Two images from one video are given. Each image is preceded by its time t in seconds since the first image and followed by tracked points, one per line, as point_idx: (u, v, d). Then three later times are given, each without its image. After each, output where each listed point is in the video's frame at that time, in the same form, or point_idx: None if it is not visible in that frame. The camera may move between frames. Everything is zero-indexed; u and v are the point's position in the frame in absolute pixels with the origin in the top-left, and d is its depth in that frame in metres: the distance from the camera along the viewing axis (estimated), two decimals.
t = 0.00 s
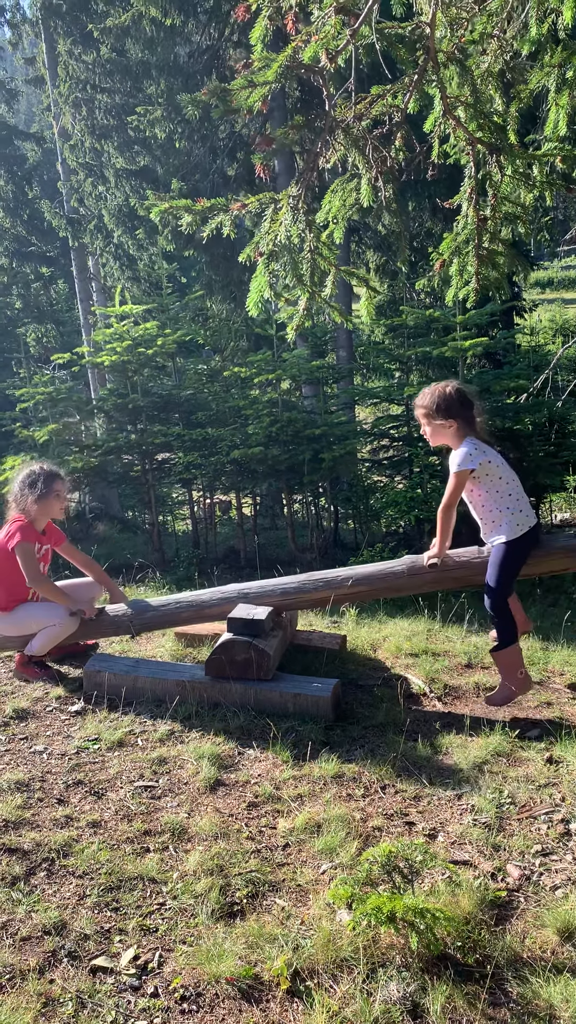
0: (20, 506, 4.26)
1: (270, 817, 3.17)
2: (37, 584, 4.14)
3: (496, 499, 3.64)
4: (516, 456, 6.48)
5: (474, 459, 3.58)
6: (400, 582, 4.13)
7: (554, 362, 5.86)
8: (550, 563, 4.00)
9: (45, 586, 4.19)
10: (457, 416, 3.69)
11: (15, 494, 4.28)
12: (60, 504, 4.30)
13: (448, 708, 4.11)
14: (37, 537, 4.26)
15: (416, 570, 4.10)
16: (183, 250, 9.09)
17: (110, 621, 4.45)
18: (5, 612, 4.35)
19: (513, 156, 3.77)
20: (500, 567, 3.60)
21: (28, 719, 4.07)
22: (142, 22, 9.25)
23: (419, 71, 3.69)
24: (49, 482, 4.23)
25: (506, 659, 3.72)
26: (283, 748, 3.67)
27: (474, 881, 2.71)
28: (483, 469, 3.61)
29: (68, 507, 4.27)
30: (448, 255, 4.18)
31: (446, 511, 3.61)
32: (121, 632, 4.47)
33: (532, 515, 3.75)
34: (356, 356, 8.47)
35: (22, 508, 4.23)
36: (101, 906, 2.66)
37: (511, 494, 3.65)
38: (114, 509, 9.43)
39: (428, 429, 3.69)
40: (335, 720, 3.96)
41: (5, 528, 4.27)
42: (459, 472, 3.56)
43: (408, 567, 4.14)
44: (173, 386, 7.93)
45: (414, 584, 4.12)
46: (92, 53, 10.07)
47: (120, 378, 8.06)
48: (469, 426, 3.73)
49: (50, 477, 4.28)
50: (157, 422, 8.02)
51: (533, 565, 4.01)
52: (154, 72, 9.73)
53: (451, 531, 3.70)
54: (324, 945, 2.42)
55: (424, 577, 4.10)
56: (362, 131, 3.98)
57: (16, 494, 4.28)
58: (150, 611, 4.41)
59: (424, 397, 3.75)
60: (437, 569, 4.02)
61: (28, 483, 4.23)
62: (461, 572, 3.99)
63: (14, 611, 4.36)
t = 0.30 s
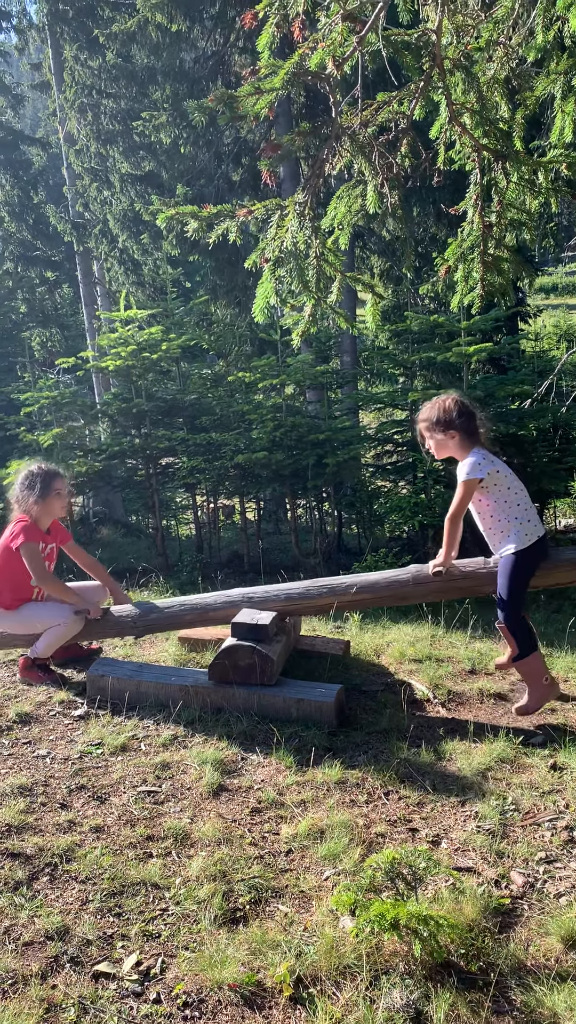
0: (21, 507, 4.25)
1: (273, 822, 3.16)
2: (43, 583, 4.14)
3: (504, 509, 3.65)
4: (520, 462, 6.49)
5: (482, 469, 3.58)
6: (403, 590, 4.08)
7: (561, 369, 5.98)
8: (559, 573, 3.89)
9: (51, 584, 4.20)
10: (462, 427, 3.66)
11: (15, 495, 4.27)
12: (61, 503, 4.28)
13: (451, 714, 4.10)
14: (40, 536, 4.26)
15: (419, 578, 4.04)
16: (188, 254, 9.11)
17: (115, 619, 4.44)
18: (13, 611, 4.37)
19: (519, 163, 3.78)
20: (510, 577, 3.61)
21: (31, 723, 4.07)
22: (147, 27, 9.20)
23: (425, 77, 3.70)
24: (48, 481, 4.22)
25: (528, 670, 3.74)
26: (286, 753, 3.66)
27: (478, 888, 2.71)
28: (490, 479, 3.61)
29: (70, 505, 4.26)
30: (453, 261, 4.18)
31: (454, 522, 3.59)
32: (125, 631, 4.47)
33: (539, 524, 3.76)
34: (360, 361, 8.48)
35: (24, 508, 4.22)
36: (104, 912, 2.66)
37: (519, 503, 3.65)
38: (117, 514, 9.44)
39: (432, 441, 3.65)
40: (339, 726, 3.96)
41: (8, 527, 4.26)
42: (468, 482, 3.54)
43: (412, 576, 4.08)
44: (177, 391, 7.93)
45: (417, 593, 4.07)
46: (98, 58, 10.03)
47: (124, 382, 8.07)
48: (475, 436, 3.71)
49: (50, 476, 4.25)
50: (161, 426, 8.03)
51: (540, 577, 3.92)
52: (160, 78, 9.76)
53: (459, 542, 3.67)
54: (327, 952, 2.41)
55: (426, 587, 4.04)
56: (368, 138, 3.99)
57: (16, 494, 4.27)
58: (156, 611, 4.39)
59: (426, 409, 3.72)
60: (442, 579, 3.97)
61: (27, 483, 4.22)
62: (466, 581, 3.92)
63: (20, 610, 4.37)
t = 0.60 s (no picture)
0: (35, 476, 4.29)
1: (275, 824, 3.16)
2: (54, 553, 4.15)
3: (524, 545, 3.58)
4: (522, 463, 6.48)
5: (505, 504, 3.52)
6: (409, 614, 4.02)
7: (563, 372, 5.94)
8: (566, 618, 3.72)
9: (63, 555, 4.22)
10: (488, 460, 3.63)
11: (30, 464, 4.31)
12: (74, 476, 4.32)
13: (454, 716, 4.09)
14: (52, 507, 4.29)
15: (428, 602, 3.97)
16: (190, 256, 9.12)
17: (120, 600, 4.44)
18: (21, 583, 4.39)
19: (520, 163, 3.78)
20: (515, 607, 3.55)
21: (33, 725, 4.08)
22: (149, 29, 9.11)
23: (426, 78, 3.69)
24: (62, 452, 4.24)
25: (530, 680, 3.70)
26: (288, 754, 3.66)
27: (480, 891, 2.70)
28: (512, 513, 3.54)
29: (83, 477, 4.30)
30: (454, 262, 4.17)
31: (471, 552, 3.56)
32: (127, 616, 4.45)
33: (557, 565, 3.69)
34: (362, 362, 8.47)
35: (37, 479, 4.26)
36: (106, 913, 2.66)
37: (538, 542, 3.58)
38: (120, 515, 9.45)
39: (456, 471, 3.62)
40: (341, 727, 3.95)
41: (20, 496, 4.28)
42: (490, 513, 3.48)
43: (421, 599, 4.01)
44: (179, 392, 7.93)
45: (423, 617, 4.00)
46: (99, 60, 9.99)
47: (126, 384, 8.07)
48: (499, 471, 3.67)
49: (64, 447, 4.28)
50: (164, 428, 8.04)
51: (545, 617, 3.76)
52: (161, 79, 9.71)
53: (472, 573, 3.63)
54: (329, 954, 2.41)
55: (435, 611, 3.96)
56: (368, 138, 3.99)
57: (31, 464, 4.31)
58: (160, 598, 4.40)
59: (454, 438, 3.70)
60: (451, 606, 3.88)
61: (42, 454, 4.25)
62: (474, 611, 3.83)
63: (30, 581, 4.39)
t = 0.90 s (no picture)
0: (49, 440, 4.27)
1: (275, 821, 3.16)
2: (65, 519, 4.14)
3: (533, 584, 3.60)
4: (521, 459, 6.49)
5: (521, 539, 3.53)
6: (411, 635, 4.05)
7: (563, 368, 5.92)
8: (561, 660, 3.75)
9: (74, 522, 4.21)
10: (513, 494, 3.63)
11: (45, 426, 4.30)
12: (88, 443, 4.29)
13: (453, 711, 4.10)
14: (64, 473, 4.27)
15: (431, 625, 4.00)
16: (188, 253, 9.09)
17: (125, 574, 4.43)
18: (29, 546, 4.38)
19: (516, 156, 3.77)
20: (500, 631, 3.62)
21: (32, 722, 4.08)
22: (146, 26, 9.20)
23: (420, 71, 3.68)
24: (78, 417, 4.22)
25: (523, 677, 3.74)
26: (287, 750, 3.66)
27: (480, 885, 2.70)
28: (526, 551, 3.56)
29: (96, 445, 4.28)
30: (451, 256, 4.16)
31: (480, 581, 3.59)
32: (129, 593, 4.44)
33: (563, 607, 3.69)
34: (360, 359, 8.46)
35: (50, 440, 4.24)
36: (105, 910, 2.66)
37: (546, 582, 3.60)
38: (118, 513, 9.43)
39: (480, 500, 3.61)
40: (340, 723, 3.96)
41: (34, 457, 4.27)
42: (504, 548, 3.50)
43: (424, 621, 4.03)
44: (177, 389, 7.92)
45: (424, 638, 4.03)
46: (96, 57, 10.01)
47: (124, 381, 8.05)
48: (522, 504, 3.68)
49: (81, 411, 4.25)
50: (162, 425, 8.02)
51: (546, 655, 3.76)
52: (158, 76, 9.73)
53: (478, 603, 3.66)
54: (329, 950, 2.41)
55: (436, 633, 3.99)
56: (364, 132, 3.98)
57: (46, 426, 4.30)
58: (162, 579, 4.40)
59: (482, 466, 3.70)
60: (452, 633, 3.93)
61: (57, 416, 4.23)
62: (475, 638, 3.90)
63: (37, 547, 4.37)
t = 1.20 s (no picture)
0: (51, 419, 4.25)
1: (272, 814, 3.16)
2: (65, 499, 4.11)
3: (544, 603, 3.59)
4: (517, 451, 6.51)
5: (533, 561, 3.50)
6: (409, 641, 4.05)
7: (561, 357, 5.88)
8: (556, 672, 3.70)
9: (75, 501, 4.19)
10: (524, 513, 3.58)
11: (47, 404, 4.27)
12: (89, 422, 4.26)
13: (451, 704, 4.10)
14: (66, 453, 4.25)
15: (428, 632, 4.00)
16: (183, 247, 9.06)
17: (125, 557, 4.39)
18: (28, 523, 4.36)
19: (509, 146, 3.75)
20: (492, 642, 3.70)
21: (30, 717, 4.08)
22: (139, 18, 9.13)
23: (413, 60, 3.66)
24: (79, 396, 4.19)
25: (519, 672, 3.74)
26: (285, 743, 3.67)
27: (477, 877, 2.70)
28: (539, 572, 3.54)
29: (97, 426, 4.25)
30: (444, 248, 4.14)
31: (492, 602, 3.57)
32: (128, 576, 4.40)
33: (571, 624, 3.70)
34: (357, 353, 8.45)
35: (51, 417, 4.22)
36: (103, 904, 2.66)
37: (560, 599, 3.59)
38: (115, 508, 9.42)
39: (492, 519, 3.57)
40: (337, 716, 3.96)
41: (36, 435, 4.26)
42: (516, 568, 3.48)
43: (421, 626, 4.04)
44: (173, 384, 7.90)
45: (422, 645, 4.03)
46: (89, 51, 10.03)
47: (120, 376, 8.02)
48: (534, 522, 3.64)
49: (82, 390, 4.23)
50: (158, 420, 8.01)
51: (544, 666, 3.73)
52: (152, 69, 9.88)
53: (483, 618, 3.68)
54: (327, 942, 2.41)
55: (435, 642, 3.99)
56: (356, 123, 3.98)
57: (47, 404, 4.28)
58: (163, 566, 4.38)
59: (492, 486, 3.63)
60: (448, 641, 3.96)
61: (58, 394, 4.21)
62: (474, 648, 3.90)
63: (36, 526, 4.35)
